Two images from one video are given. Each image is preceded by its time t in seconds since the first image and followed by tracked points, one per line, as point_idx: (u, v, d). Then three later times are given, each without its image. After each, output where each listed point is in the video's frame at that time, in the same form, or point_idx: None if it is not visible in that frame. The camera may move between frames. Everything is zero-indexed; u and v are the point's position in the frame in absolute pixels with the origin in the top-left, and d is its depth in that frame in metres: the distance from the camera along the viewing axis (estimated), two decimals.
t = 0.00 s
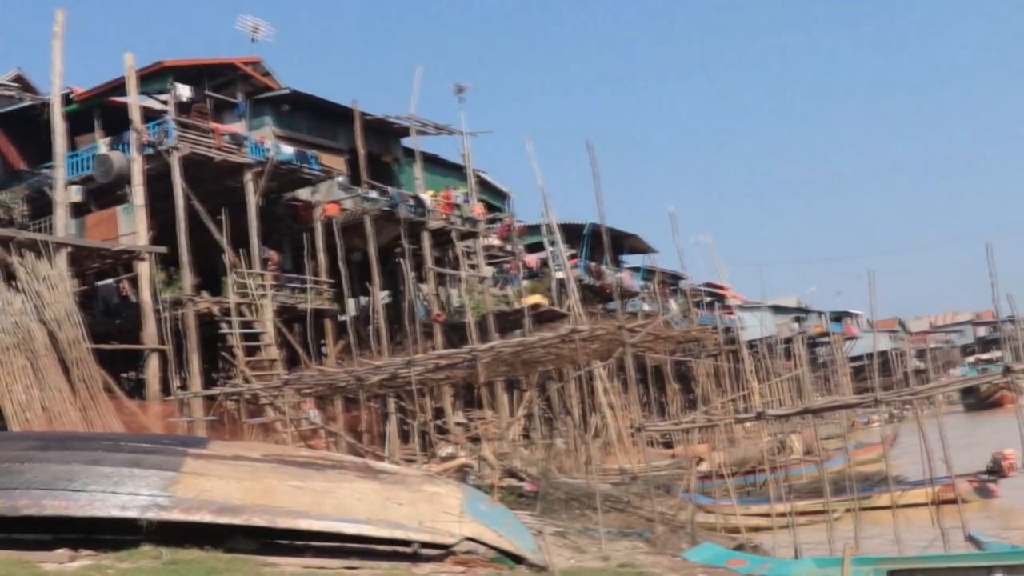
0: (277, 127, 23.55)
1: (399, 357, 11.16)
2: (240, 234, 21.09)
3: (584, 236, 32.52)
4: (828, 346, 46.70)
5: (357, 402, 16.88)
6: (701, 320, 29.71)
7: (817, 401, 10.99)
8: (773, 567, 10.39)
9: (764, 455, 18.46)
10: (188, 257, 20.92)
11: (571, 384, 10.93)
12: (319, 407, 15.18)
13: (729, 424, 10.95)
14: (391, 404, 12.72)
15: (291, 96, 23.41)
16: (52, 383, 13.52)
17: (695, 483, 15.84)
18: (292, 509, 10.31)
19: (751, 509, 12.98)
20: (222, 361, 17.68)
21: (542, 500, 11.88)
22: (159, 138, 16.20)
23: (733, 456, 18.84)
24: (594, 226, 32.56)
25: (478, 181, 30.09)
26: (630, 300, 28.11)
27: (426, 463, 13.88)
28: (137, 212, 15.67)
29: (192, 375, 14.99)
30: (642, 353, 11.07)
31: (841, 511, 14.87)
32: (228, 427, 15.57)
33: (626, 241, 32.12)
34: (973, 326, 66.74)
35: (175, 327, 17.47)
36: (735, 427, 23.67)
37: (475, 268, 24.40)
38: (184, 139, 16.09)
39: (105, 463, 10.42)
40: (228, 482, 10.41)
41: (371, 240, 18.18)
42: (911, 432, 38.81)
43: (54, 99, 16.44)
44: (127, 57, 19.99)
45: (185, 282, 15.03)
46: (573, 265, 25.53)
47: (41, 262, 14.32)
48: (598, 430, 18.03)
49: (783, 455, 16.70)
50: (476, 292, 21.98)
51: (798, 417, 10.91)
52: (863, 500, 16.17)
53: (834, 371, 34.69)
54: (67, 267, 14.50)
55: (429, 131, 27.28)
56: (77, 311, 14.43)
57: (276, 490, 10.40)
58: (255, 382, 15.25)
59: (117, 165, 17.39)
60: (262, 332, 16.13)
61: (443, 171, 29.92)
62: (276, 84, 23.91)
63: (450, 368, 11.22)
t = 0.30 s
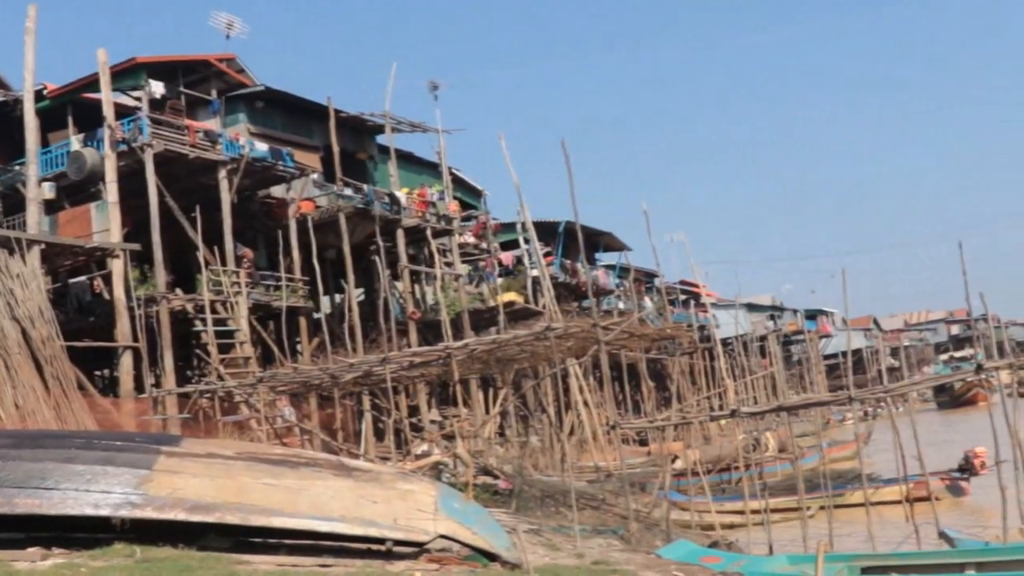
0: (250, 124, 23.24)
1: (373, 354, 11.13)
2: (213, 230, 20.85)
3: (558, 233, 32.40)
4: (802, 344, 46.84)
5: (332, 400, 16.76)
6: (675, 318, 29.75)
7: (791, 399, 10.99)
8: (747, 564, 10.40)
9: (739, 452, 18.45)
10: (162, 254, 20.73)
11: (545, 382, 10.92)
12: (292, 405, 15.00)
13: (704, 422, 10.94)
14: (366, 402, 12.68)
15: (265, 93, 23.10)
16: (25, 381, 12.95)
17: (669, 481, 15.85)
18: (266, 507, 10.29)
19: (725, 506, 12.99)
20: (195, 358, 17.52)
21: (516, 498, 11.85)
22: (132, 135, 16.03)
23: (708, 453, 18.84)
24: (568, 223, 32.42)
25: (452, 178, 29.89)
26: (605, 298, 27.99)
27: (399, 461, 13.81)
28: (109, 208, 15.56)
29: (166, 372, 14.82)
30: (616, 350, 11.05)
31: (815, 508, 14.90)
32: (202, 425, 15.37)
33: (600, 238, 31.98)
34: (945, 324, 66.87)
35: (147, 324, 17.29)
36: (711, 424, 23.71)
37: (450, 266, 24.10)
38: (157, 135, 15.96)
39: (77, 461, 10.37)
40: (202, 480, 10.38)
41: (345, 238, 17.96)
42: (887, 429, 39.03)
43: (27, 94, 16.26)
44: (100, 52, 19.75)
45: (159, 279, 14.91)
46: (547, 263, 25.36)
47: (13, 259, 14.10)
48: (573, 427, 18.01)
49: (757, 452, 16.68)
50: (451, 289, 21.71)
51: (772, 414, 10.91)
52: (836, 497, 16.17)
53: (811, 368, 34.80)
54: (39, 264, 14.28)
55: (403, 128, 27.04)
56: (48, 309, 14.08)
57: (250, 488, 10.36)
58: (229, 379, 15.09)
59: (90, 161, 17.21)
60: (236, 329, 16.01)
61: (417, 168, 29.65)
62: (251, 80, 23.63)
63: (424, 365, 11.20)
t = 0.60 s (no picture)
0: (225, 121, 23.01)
1: (347, 351, 11.10)
2: (186, 227, 20.66)
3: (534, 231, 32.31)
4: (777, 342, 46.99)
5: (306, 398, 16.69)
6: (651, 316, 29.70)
7: (764, 396, 11.01)
8: (719, 561, 10.44)
9: (713, 449, 18.44)
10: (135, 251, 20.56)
11: (519, 379, 10.92)
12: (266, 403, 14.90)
13: (677, 419, 10.95)
14: (340, 399, 12.63)
15: (240, 90, 22.88)
16: None
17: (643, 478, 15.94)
18: (238, 505, 10.24)
19: (698, 504, 13.06)
20: (169, 356, 17.41)
21: (490, 495, 11.85)
22: (105, 131, 15.83)
23: (682, 450, 18.87)
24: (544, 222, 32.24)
25: (427, 176, 29.75)
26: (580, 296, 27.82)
27: (372, 457, 13.77)
28: (82, 206, 15.43)
29: (138, 370, 14.68)
30: (589, 348, 11.04)
31: (788, 505, 14.96)
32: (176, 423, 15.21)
33: (576, 236, 31.87)
34: (919, 322, 67.20)
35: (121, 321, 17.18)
36: (685, 422, 23.79)
37: (424, 263, 23.84)
38: (131, 132, 15.86)
39: (48, 459, 10.30)
40: (174, 477, 10.33)
41: (320, 236, 17.82)
42: (864, 426, 39.23)
43: None
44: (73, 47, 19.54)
45: (132, 277, 14.81)
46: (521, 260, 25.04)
47: None
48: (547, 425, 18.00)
49: (730, 449, 16.68)
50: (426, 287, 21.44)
51: (745, 412, 10.92)
52: (808, 495, 16.17)
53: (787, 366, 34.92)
54: (11, 261, 14.14)
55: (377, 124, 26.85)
56: (20, 306, 13.92)
57: (222, 486, 10.31)
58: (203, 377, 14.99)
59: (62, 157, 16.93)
60: (209, 327, 15.89)
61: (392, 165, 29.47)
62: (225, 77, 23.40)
63: (398, 362, 11.18)
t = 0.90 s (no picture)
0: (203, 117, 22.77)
1: (325, 348, 11.08)
2: (163, 224, 20.48)
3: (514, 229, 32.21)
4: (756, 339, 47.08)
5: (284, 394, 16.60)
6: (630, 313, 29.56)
7: (742, 393, 10.99)
8: (697, 558, 10.46)
9: (691, 447, 18.44)
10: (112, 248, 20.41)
11: (497, 376, 10.91)
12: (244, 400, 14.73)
13: (655, 416, 10.95)
14: (318, 396, 12.61)
15: (218, 86, 22.66)
16: None
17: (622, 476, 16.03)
18: (215, 502, 10.21)
19: (676, 501, 13.11)
20: (147, 352, 17.29)
21: (468, 492, 11.84)
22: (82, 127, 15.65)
23: (660, 447, 18.88)
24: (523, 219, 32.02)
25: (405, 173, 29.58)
26: (559, 294, 27.23)
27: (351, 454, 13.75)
28: (58, 202, 15.28)
29: (115, 366, 14.52)
30: (566, 345, 11.01)
31: (766, 502, 14.99)
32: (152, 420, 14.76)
33: (555, 234, 31.77)
34: (897, 320, 67.47)
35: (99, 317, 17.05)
36: (664, 419, 23.83)
37: (402, 260, 23.21)
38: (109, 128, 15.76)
39: (24, 456, 10.24)
40: (151, 475, 10.29)
41: (297, 232, 17.65)
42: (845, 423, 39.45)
43: None
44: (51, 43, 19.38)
45: (109, 273, 14.72)
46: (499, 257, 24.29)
47: None
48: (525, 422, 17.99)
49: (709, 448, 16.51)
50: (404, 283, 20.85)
51: (722, 409, 10.92)
52: (786, 493, 15.93)
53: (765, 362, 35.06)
54: None
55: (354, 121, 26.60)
56: None
57: (199, 483, 10.28)
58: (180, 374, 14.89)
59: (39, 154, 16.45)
60: (187, 323, 15.58)
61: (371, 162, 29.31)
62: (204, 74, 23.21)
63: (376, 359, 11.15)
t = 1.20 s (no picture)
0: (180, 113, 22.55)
1: (301, 345, 11.07)
2: (140, 221, 20.32)
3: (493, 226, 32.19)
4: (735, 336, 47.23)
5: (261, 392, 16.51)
6: (607, 310, 29.47)
7: (718, 391, 11.01)
8: (673, 555, 10.48)
9: (669, 444, 18.49)
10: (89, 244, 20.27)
11: (474, 373, 10.92)
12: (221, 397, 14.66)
13: (632, 413, 10.97)
14: (295, 393, 12.56)
15: (195, 82, 22.46)
16: None
17: (599, 473, 16.10)
18: (190, 499, 10.19)
19: (653, 498, 13.18)
20: (123, 349, 17.18)
21: (445, 489, 11.85)
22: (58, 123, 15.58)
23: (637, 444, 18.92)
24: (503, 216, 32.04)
25: (383, 169, 29.44)
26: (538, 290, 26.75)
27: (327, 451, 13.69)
28: (34, 198, 15.17)
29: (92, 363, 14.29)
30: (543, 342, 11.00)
31: (742, 499, 15.06)
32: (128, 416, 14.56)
33: (534, 231, 31.78)
34: (873, 318, 67.76)
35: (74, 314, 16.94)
36: (641, 416, 23.91)
37: (379, 257, 23.08)
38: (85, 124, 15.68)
39: None
40: (126, 472, 10.25)
41: (275, 228, 17.50)
42: (826, 420, 39.67)
43: None
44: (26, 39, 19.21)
45: (85, 270, 14.65)
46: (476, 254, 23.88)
47: None
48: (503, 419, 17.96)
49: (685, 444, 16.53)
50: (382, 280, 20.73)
51: (699, 406, 10.93)
52: (762, 489, 16.09)
53: (746, 359, 35.18)
54: None
55: (331, 117, 26.42)
56: None
57: (174, 480, 10.25)
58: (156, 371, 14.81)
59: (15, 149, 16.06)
60: (163, 320, 15.61)
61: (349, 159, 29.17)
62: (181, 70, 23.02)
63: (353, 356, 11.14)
